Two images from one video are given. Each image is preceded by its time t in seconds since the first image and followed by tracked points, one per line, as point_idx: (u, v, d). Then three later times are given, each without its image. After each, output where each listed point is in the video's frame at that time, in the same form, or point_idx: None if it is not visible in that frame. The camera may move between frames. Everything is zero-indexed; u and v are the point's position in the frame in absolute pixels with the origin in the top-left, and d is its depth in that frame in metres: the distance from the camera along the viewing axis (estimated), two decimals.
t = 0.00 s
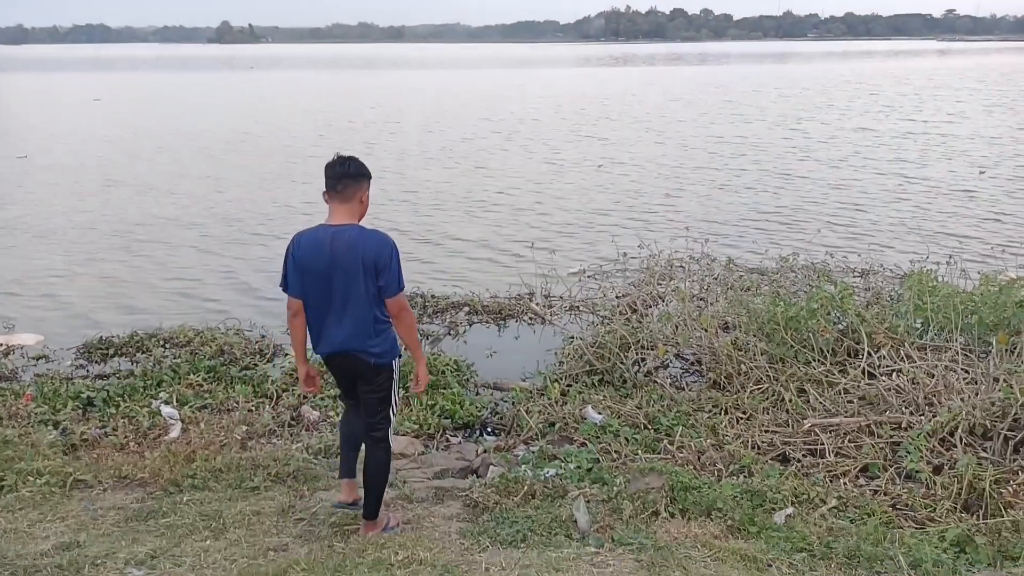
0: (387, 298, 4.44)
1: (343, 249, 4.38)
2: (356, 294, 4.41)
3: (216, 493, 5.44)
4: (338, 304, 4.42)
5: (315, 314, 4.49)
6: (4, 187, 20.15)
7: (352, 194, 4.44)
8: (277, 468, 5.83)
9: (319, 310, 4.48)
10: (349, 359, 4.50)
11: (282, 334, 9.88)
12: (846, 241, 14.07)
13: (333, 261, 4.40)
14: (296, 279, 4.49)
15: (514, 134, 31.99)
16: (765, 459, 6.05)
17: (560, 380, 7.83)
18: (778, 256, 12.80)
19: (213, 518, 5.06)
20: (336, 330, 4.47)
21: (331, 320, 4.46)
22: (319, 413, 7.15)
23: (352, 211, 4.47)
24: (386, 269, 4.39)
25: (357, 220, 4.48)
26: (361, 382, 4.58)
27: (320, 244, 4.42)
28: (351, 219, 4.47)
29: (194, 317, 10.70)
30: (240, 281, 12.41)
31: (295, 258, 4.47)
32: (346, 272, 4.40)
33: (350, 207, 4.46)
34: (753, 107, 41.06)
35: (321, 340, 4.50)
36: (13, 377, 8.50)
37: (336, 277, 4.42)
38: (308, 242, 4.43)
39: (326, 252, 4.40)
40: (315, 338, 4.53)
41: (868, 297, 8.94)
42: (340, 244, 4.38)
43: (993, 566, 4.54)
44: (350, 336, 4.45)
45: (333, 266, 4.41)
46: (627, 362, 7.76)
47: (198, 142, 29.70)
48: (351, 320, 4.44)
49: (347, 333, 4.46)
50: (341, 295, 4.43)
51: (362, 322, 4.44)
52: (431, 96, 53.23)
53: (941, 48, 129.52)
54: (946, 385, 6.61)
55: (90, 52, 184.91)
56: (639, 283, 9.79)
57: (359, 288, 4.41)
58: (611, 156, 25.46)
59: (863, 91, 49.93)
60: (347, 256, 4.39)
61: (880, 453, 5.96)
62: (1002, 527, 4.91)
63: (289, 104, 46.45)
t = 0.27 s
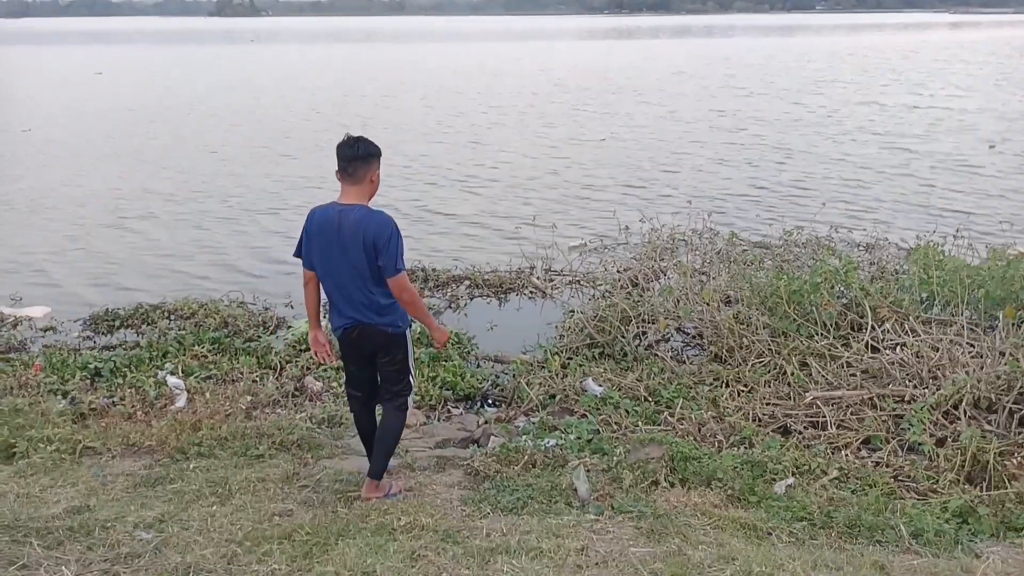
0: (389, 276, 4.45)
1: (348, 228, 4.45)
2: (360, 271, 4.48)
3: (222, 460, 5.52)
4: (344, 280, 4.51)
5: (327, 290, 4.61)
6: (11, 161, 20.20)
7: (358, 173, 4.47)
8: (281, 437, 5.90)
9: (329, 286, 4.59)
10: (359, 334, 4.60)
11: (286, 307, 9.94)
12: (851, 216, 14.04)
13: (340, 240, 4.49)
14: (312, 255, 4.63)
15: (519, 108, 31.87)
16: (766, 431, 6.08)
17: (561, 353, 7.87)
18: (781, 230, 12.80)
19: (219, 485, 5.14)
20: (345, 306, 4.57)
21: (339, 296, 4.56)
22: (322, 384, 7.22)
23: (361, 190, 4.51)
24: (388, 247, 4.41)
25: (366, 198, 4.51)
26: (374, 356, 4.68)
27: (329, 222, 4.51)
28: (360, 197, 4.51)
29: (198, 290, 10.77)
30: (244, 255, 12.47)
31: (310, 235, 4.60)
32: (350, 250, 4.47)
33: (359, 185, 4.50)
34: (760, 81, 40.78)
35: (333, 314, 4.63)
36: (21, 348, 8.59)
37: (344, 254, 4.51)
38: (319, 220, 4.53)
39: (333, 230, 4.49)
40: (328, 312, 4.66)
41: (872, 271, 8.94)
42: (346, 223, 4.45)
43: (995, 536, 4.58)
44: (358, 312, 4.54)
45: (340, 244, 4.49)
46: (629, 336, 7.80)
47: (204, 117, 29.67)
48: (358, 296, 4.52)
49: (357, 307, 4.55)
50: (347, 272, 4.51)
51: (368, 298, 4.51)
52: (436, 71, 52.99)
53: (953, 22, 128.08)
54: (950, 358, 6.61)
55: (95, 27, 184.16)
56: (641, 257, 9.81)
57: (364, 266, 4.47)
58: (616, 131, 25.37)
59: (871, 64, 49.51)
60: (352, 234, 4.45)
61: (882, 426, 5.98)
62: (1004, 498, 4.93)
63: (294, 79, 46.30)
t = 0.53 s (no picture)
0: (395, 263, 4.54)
1: (356, 218, 4.55)
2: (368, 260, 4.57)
3: (224, 454, 5.53)
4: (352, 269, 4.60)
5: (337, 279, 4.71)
6: (16, 156, 20.24)
7: (366, 165, 4.57)
8: (284, 430, 5.90)
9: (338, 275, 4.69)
10: (369, 321, 4.70)
11: (290, 300, 9.95)
12: (856, 210, 14.00)
13: (349, 229, 4.59)
14: (323, 245, 4.74)
15: (523, 102, 31.83)
16: (769, 425, 6.07)
17: (565, 347, 7.86)
18: (786, 224, 12.77)
19: (221, 477, 5.14)
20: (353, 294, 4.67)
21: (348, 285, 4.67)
22: (326, 377, 7.23)
23: (370, 181, 4.62)
24: (395, 235, 4.50)
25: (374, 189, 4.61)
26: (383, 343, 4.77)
27: (339, 214, 4.62)
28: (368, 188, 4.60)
29: (202, 283, 10.78)
30: (248, 249, 12.48)
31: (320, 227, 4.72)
32: (359, 240, 4.57)
33: (368, 177, 4.61)
34: (764, 74, 40.68)
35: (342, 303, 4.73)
36: (25, 341, 8.61)
37: (353, 244, 4.60)
38: (329, 211, 4.65)
39: (342, 221, 4.59)
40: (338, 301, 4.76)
41: (876, 265, 8.91)
42: (355, 213, 4.55)
43: (997, 530, 4.57)
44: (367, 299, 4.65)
45: (349, 234, 4.59)
46: (632, 330, 7.78)
47: (208, 111, 29.68)
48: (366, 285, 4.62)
49: (365, 295, 4.65)
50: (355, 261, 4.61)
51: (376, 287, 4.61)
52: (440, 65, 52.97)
53: (960, 15, 127.52)
54: (953, 352, 6.58)
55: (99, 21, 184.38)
56: (645, 251, 9.79)
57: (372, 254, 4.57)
58: (620, 125, 25.33)
59: (876, 58, 49.36)
60: (360, 223, 4.55)
61: (885, 420, 5.96)
62: (1007, 492, 4.91)
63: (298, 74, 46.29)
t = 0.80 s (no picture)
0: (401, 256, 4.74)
1: (363, 213, 4.75)
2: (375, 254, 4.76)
3: (220, 455, 5.50)
4: (358, 262, 4.78)
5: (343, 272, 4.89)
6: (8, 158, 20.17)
7: (371, 163, 4.76)
8: (280, 430, 5.88)
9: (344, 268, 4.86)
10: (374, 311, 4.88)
11: (286, 300, 9.93)
12: (851, 205, 14.02)
13: (355, 224, 4.78)
14: (330, 241, 4.92)
15: (517, 101, 31.82)
16: (766, 420, 6.06)
17: (562, 344, 7.85)
18: (781, 220, 12.78)
19: (216, 479, 5.12)
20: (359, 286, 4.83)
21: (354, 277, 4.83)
22: (322, 377, 7.21)
23: (374, 178, 4.81)
24: (401, 229, 4.71)
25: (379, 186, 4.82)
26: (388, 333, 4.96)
27: (346, 209, 4.80)
28: (373, 185, 4.81)
29: (197, 284, 10.75)
30: (243, 250, 12.45)
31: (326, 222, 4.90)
32: (366, 234, 4.76)
33: (372, 174, 4.81)
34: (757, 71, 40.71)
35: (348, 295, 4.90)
36: (19, 344, 8.57)
37: (359, 238, 4.79)
38: (335, 206, 4.83)
39: (349, 215, 4.77)
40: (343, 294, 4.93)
41: (871, 260, 8.91)
42: (362, 208, 4.75)
43: (994, 522, 4.56)
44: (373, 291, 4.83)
45: (356, 229, 4.78)
46: (629, 327, 7.77)
47: (202, 111, 29.61)
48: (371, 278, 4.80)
49: (371, 287, 4.84)
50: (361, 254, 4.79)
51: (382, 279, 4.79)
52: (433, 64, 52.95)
53: (953, 10, 127.75)
54: (948, 346, 6.58)
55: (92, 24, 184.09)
56: (642, 247, 9.78)
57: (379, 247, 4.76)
58: (615, 122, 25.33)
59: (869, 54, 49.44)
60: (368, 217, 4.75)
61: (882, 414, 5.95)
62: (1003, 484, 4.90)
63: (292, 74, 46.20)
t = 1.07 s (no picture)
0: (424, 278, 4.97)
1: (386, 238, 4.92)
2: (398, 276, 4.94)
3: (217, 467, 5.47)
4: (381, 286, 4.93)
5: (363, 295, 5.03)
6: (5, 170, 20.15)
7: (391, 190, 4.95)
8: (277, 442, 5.85)
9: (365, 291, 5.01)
10: (394, 332, 5.04)
11: (284, 312, 9.91)
12: (846, 218, 14.07)
13: (377, 249, 4.95)
14: (349, 266, 5.04)
15: (514, 114, 31.92)
16: (764, 433, 6.05)
17: (559, 356, 7.84)
18: (777, 233, 12.82)
19: (213, 491, 5.09)
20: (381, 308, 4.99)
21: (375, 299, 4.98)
22: (319, 388, 7.18)
23: (392, 204, 5.00)
24: (425, 253, 4.93)
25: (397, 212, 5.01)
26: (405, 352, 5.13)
27: (368, 234, 4.96)
28: (392, 210, 4.99)
29: (194, 296, 10.73)
30: (239, 262, 12.43)
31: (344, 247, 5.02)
32: (389, 258, 4.93)
33: (390, 200, 4.99)
34: (752, 86, 40.93)
35: (368, 317, 5.04)
36: (15, 355, 8.54)
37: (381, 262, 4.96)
38: (356, 232, 4.97)
39: (371, 240, 4.94)
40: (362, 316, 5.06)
41: (868, 273, 8.93)
42: (385, 233, 4.92)
43: (995, 536, 4.56)
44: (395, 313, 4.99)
45: (378, 253, 4.95)
46: (626, 339, 7.77)
47: (198, 124, 29.65)
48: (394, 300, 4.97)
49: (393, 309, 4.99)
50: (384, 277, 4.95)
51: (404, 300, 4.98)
52: (430, 78, 53.15)
53: (945, 26, 128.72)
54: (945, 358, 6.58)
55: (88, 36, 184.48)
56: (639, 260, 9.79)
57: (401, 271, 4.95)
58: (611, 135, 25.42)
59: (862, 69, 49.78)
60: (390, 242, 4.93)
61: (880, 427, 5.95)
62: (1003, 498, 4.90)
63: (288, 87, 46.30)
